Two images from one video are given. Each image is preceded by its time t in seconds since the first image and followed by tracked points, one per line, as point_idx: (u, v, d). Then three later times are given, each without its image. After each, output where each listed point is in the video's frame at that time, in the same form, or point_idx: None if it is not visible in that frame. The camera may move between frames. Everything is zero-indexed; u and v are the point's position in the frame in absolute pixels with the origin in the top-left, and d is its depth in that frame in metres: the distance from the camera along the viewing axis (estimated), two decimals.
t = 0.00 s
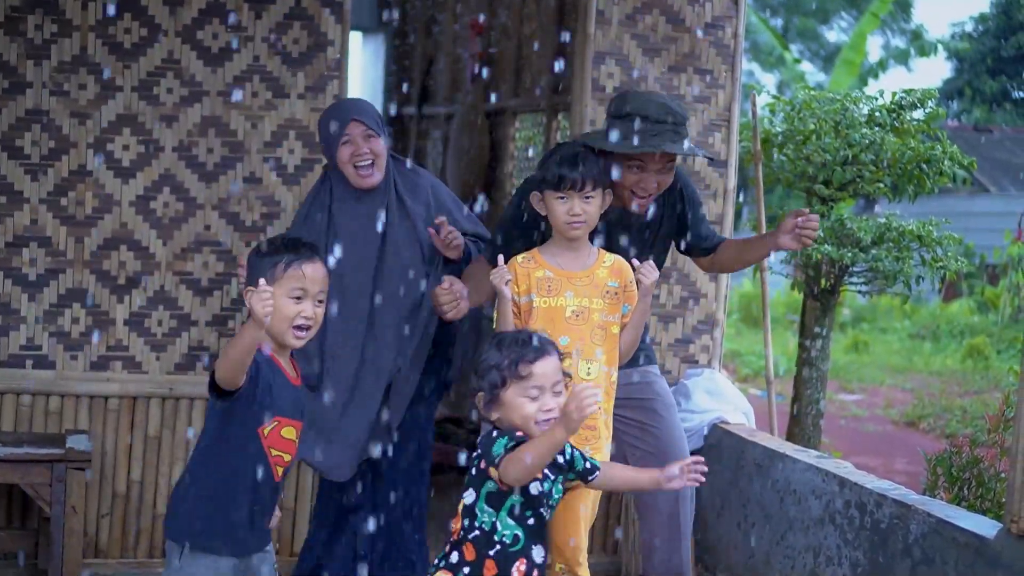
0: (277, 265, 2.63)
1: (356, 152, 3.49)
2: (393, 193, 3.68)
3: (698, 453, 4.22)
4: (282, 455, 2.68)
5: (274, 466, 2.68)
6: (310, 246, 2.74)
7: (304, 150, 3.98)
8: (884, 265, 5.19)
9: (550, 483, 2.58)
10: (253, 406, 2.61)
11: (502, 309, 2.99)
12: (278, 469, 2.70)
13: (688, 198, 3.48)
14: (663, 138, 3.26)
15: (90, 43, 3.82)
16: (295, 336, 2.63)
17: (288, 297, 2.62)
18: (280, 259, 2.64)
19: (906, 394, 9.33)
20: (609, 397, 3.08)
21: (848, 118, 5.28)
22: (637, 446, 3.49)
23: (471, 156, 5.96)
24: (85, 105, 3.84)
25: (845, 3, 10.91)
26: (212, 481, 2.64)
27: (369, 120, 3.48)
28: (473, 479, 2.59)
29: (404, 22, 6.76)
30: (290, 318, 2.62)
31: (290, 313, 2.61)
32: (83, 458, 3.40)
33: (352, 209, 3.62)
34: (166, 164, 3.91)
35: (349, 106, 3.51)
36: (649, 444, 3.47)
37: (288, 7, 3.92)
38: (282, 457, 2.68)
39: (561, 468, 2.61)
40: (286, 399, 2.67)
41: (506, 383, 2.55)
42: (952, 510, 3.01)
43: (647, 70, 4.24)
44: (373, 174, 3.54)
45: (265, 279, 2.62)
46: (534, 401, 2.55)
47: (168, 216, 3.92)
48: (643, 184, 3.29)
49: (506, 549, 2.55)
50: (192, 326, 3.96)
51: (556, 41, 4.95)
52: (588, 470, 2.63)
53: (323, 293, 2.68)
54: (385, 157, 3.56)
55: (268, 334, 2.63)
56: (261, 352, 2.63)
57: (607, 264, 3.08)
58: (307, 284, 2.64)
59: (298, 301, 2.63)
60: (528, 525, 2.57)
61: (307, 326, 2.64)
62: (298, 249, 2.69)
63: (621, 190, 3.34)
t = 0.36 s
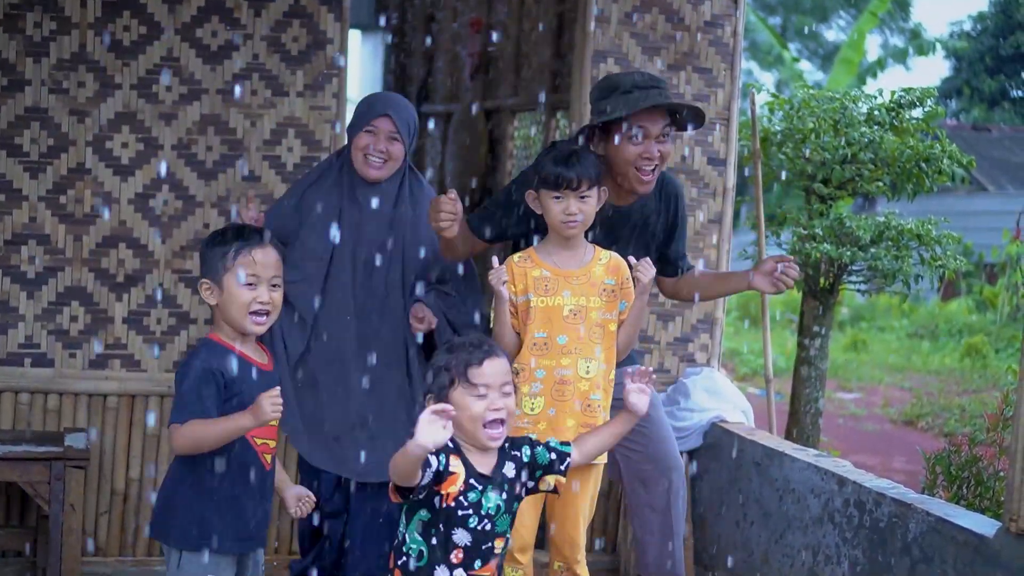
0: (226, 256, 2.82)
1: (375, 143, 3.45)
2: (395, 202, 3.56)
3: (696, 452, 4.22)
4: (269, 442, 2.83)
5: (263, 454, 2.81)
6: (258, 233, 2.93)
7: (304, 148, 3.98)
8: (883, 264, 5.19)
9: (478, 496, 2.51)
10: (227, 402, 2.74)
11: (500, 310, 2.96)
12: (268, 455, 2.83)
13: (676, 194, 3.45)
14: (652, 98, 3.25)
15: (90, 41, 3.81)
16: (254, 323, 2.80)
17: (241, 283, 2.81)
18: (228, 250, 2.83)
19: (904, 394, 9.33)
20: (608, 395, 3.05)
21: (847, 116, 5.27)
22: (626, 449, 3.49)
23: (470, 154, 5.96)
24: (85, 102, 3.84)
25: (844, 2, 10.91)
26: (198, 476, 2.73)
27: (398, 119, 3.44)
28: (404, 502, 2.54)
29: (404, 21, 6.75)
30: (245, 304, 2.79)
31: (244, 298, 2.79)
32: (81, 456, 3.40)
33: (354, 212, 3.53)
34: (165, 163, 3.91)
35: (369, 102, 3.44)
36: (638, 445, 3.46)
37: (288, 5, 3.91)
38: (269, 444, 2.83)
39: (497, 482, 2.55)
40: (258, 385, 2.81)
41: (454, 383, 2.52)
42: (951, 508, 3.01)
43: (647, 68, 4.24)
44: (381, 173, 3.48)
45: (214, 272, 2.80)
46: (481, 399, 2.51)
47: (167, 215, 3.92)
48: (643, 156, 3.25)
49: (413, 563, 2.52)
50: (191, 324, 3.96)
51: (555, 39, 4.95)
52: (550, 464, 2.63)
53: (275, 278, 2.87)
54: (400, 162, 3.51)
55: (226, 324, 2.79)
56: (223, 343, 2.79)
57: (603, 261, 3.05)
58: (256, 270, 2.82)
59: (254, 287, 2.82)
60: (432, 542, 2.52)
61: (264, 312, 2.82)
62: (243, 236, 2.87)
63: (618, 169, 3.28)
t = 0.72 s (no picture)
0: (196, 256, 2.62)
1: (317, 129, 3.39)
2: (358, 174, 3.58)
3: (697, 452, 4.22)
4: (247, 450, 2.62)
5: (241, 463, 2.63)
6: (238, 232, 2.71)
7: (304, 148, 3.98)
8: (883, 263, 5.19)
9: (442, 471, 2.40)
10: (199, 417, 2.56)
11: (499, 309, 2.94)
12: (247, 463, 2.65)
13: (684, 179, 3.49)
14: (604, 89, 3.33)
15: (90, 40, 3.81)
16: (229, 322, 2.59)
17: (213, 282, 2.60)
18: (197, 250, 2.63)
19: (904, 393, 9.33)
20: (608, 394, 3.03)
21: (847, 117, 5.27)
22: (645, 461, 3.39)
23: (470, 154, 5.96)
24: (85, 102, 3.84)
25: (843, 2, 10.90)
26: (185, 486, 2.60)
27: (331, 97, 3.40)
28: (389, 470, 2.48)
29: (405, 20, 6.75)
30: (217, 304, 2.58)
31: (217, 297, 2.58)
32: (82, 456, 3.40)
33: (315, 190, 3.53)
34: (166, 162, 3.91)
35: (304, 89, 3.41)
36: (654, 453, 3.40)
37: (289, 4, 3.92)
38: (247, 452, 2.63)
39: (471, 462, 2.42)
40: (238, 400, 2.59)
41: (436, 361, 2.41)
42: (951, 508, 3.01)
43: (648, 68, 4.24)
44: (336, 153, 3.43)
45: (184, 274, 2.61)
46: (458, 382, 2.40)
47: (168, 214, 3.92)
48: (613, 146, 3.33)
49: (387, 533, 2.44)
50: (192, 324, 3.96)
51: (555, 39, 4.95)
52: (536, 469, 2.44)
53: (253, 275, 2.65)
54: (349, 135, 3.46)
55: (205, 328, 2.60)
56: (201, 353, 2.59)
57: (604, 260, 3.02)
58: (229, 268, 2.61)
59: (224, 286, 2.60)
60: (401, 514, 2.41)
61: (241, 310, 2.61)
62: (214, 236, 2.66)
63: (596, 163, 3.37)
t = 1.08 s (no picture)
0: (147, 269, 2.52)
1: (331, 117, 3.08)
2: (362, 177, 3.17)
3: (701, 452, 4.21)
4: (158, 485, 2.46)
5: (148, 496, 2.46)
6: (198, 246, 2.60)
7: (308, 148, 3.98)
8: (887, 264, 5.18)
9: (452, 486, 2.50)
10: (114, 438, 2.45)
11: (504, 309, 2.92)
12: (156, 500, 2.46)
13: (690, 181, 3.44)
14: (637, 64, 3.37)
15: (94, 40, 3.81)
16: (174, 339, 2.48)
17: (162, 295, 2.50)
18: (150, 261, 2.52)
19: (906, 394, 9.33)
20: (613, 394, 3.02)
21: (851, 117, 5.27)
22: (644, 459, 3.39)
23: (474, 154, 5.95)
24: (89, 102, 3.84)
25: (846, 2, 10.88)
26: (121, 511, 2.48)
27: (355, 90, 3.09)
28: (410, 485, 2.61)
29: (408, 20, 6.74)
30: (164, 320, 2.48)
31: (163, 312, 2.48)
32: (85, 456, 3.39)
33: (314, 183, 3.14)
34: (170, 162, 3.91)
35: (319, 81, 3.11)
36: (656, 462, 3.37)
37: (293, 5, 3.92)
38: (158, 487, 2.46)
39: (482, 476, 2.51)
40: (150, 428, 2.45)
41: (439, 391, 2.50)
42: (955, 509, 3.01)
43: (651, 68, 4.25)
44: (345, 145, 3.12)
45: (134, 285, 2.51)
46: (455, 413, 2.47)
47: (172, 214, 3.92)
48: (632, 111, 3.30)
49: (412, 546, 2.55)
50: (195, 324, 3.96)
51: (558, 39, 4.94)
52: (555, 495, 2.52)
53: (206, 292, 2.54)
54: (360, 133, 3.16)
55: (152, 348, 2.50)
56: (132, 371, 2.48)
57: (609, 260, 3.01)
58: (179, 282, 2.51)
59: (173, 301, 2.50)
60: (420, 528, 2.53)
61: (190, 327, 2.50)
62: (171, 248, 2.56)
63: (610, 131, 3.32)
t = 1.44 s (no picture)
0: (89, 277, 2.47)
1: (320, 115, 3.20)
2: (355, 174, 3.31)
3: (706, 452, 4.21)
4: (91, 516, 2.42)
5: (76, 529, 2.43)
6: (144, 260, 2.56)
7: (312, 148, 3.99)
8: (891, 264, 5.18)
9: (503, 529, 2.52)
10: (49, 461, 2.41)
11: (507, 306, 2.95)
12: (85, 532, 2.42)
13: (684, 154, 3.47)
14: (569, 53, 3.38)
15: (99, 40, 3.82)
16: (113, 351, 2.42)
17: (104, 309, 2.45)
18: (90, 273, 2.47)
19: (910, 395, 9.33)
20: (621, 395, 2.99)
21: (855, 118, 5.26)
22: (653, 466, 3.28)
23: (478, 155, 5.96)
24: (95, 102, 3.84)
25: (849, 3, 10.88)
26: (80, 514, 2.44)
27: (341, 86, 3.22)
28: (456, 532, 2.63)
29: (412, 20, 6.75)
30: (106, 331, 2.42)
31: (104, 325, 2.42)
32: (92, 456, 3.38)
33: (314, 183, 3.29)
34: (175, 163, 3.91)
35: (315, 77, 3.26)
36: (665, 466, 3.25)
37: (298, 5, 3.92)
38: (90, 518, 2.42)
39: (534, 520, 2.53)
40: (82, 454, 2.40)
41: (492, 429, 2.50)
42: (961, 509, 3.01)
43: (656, 68, 4.25)
44: (336, 142, 3.25)
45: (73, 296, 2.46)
46: (503, 448, 2.48)
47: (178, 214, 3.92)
48: (574, 99, 3.31)
49: None
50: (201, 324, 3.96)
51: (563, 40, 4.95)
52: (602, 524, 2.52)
53: (149, 305, 2.49)
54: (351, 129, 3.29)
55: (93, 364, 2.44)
56: (74, 398, 2.44)
57: (617, 260, 3.01)
58: (121, 292, 2.46)
59: (115, 313, 2.44)
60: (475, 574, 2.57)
61: (132, 341, 2.44)
62: (114, 260, 2.51)
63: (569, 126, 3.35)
